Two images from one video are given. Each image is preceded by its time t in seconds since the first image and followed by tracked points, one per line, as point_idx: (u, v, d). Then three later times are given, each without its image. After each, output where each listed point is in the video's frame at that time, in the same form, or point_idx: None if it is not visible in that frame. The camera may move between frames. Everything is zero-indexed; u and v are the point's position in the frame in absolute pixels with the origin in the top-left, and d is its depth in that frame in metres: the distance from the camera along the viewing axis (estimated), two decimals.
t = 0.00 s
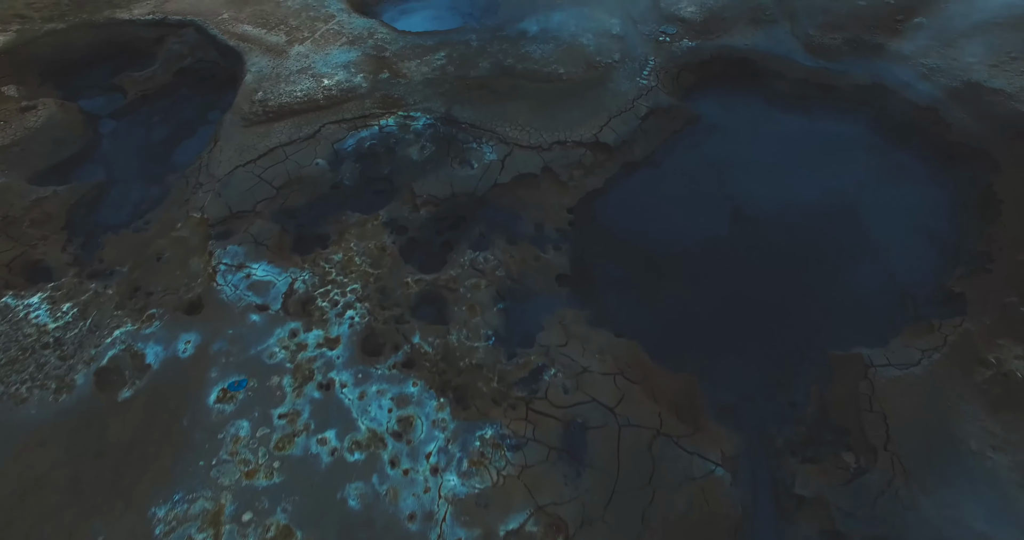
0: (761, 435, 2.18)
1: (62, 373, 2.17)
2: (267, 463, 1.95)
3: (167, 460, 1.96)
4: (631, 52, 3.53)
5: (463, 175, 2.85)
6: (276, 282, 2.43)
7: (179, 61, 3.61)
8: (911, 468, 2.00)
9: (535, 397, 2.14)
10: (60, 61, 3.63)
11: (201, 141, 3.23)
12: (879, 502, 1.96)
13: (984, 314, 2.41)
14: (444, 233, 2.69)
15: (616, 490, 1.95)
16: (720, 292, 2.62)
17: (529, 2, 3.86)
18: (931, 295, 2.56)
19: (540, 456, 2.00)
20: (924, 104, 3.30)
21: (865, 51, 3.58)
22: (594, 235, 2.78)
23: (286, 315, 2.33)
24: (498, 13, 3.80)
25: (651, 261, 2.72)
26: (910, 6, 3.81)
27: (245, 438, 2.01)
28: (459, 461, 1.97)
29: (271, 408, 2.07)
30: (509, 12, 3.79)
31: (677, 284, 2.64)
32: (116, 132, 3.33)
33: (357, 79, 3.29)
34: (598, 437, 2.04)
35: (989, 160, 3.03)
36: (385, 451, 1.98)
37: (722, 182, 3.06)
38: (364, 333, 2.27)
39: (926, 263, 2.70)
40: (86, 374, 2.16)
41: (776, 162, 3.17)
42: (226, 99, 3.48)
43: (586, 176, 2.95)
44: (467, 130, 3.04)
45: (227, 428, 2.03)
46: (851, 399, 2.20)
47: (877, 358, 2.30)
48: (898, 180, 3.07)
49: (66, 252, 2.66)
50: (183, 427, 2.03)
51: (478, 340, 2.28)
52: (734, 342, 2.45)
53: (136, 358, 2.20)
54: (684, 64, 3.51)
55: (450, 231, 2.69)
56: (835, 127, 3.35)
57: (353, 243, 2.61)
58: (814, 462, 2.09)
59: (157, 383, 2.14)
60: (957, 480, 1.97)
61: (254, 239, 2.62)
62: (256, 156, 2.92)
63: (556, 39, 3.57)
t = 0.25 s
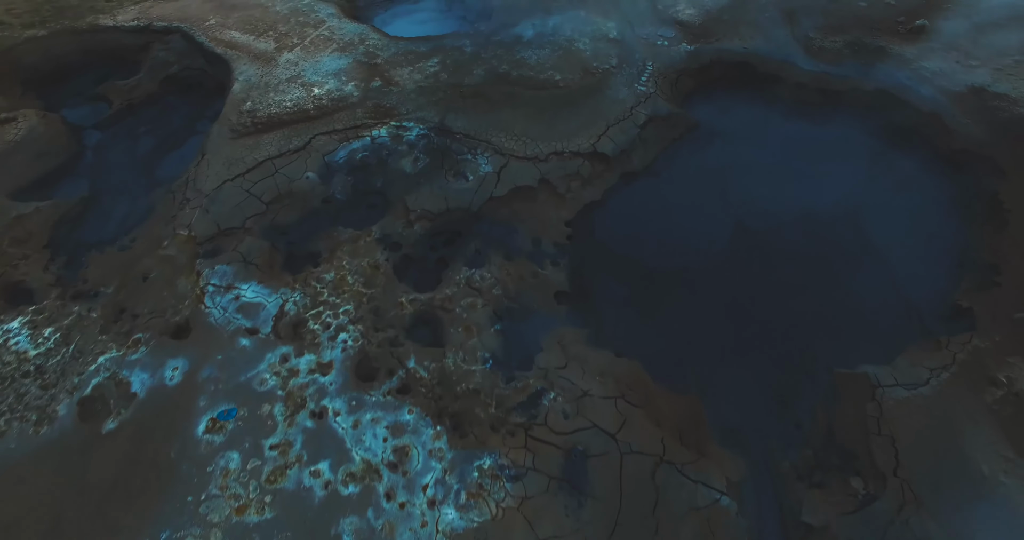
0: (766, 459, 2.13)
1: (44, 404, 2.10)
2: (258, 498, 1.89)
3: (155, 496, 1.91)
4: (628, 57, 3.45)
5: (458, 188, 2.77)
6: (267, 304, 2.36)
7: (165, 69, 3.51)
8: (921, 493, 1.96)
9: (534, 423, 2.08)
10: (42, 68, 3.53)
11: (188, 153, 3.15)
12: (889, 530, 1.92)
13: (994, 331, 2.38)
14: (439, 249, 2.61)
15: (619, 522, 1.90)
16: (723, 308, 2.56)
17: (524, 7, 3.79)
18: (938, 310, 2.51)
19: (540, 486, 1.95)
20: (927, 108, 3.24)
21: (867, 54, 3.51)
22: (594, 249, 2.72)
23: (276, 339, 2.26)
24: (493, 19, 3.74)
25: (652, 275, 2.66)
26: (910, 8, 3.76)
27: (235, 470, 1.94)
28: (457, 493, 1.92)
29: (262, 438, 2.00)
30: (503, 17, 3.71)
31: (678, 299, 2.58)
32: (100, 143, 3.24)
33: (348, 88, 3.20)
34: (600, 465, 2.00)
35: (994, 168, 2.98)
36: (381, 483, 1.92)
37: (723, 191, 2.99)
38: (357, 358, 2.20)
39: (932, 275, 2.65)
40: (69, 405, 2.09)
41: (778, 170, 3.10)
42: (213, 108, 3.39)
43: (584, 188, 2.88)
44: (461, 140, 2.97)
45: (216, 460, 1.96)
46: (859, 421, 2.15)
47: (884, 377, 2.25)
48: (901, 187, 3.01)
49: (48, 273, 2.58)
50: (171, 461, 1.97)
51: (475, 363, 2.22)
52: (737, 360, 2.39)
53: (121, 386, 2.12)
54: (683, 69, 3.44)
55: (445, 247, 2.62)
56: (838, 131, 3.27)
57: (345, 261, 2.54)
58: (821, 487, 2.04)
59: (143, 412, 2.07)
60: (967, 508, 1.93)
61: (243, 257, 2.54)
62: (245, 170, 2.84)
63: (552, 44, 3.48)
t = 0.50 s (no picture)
0: (773, 485, 2.08)
1: (26, 437, 2.04)
2: (250, 535, 1.83)
3: (142, 535, 1.84)
4: (627, 62, 3.37)
5: (454, 203, 2.70)
6: (257, 328, 2.29)
7: (151, 77, 3.41)
8: (932, 521, 1.93)
9: (535, 452, 2.03)
10: (24, 77, 3.43)
11: (176, 166, 3.06)
12: None
13: (1004, 349, 2.34)
14: (435, 266, 2.54)
15: None
16: (726, 325, 2.50)
17: (519, 10, 3.70)
18: (945, 326, 2.46)
19: (542, 518, 1.89)
20: (931, 114, 3.18)
21: (870, 58, 3.44)
22: (594, 264, 2.65)
23: (268, 365, 2.19)
24: (487, 23, 3.65)
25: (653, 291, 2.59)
26: (911, 11, 3.70)
27: (226, 506, 1.88)
28: (456, 527, 1.86)
29: (254, 471, 1.94)
30: (498, 21, 3.62)
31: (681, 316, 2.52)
32: (85, 156, 3.15)
33: (340, 97, 3.12)
34: (603, 496, 1.94)
35: (1001, 175, 2.92)
36: (377, 518, 1.86)
37: (725, 201, 2.92)
38: (351, 384, 2.14)
39: (939, 289, 2.59)
40: (49, 439, 2.03)
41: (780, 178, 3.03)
42: (201, 118, 3.30)
43: (583, 201, 2.81)
44: (456, 152, 2.89)
45: (206, 495, 1.90)
46: (868, 444, 2.12)
47: (893, 398, 2.21)
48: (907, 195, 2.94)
49: (31, 295, 2.51)
50: (158, 497, 1.90)
51: (473, 388, 2.16)
52: (742, 380, 2.33)
53: (106, 417, 2.06)
54: (682, 75, 3.36)
55: (441, 264, 2.55)
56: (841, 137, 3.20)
57: (338, 280, 2.46)
58: (828, 514, 2.01)
59: (130, 445, 2.01)
60: (981, 539, 1.89)
61: (233, 277, 2.46)
62: (234, 185, 2.76)
63: (548, 49, 3.40)
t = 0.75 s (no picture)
0: (780, 513, 2.03)
1: (7, 473, 1.97)
2: None
3: None
4: (626, 69, 3.29)
5: (450, 219, 2.63)
6: (248, 354, 2.21)
7: (139, 87, 3.32)
8: None
9: (536, 483, 1.99)
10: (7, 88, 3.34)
11: (163, 180, 2.97)
12: None
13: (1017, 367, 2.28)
14: (431, 286, 2.47)
15: None
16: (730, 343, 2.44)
17: (516, 14, 3.61)
18: (954, 343, 2.41)
19: None
20: (937, 120, 3.11)
21: (873, 62, 3.37)
22: (595, 281, 2.58)
23: (260, 393, 2.12)
24: (483, 29, 3.57)
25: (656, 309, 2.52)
26: (914, 15, 3.64)
27: None
28: None
29: (245, 507, 1.89)
30: (494, 27, 3.54)
31: (685, 334, 2.46)
32: (70, 170, 3.07)
33: (332, 108, 3.03)
34: (607, 529, 1.92)
35: (1009, 184, 2.85)
36: None
37: (728, 213, 2.85)
38: (346, 414, 2.09)
39: (947, 304, 2.53)
40: (29, 477, 1.95)
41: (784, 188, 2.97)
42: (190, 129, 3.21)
43: (583, 215, 2.74)
44: (452, 165, 2.81)
45: (198, 532, 1.85)
46: (879, 470, 2.07)
47: (903, 421, 2.16)
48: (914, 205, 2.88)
49: (14, 318, 2.43)
50: (147, 536, 1.85)
51: (472, 416, 2.10)
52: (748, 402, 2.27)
53: (91, 451, 1.99)
54: (683, 82, 3.29)
55: (437, 284, 2.48)
56: (845, 145, 3.13)
57: (332, 302, 2.39)
58: None
59: (117, 480, 1.95)
60: None
61: (223, 299, 2.39)
62: (223, 202, 2.68)
63: (545, 56, 3.31)
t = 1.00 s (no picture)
0: None
1: None
2: None
3: None
4: (626, 76, 3.22)
5: (446, 236, 2.56)
6: (239, 383, 2.15)
7: (126, 98, 3.24)
8: None
9: (538, 516, 1.94)
10: None
11: (151, 195, 2.89)
12: None
13: None
14: (428, 306, 2.41)
15: None
16: (736, 363, 2.38)
17: (512, 20, 3.53)
18: (964, 361, 2.36)
19: None
20: (942, 128, 3.06)
21: (877, 67, 3.31)
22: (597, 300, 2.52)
23: (253, 424, 2.06)
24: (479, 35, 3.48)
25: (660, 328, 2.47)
26: (918, 17, 3.57)
27: None
28: None
29: None
30: (490, 33, 3.46)
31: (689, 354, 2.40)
32: (55, 185, 2.98)
33: (324, 119, 2.95)
34: None
35: (1017, 194, 2.80)
36: None
37: (732, 226, 2.79)
38: (342, 445, 2.03)
39: (956, 320, 2.48)
40: (10, 517, 1.89)
41: (788, 199, 2.91)
42: (178, 141, 3.12)
43: (583, 230, 2.67)
44: (449, 179, 2.74)
45: None
46: (890, 498, 2.03)
47: (915, 446, 2.13)
48: (920, 216, 2.83)
49: None
50: None
51: (472, 446, 2.04)
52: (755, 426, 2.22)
53: (76, 488, 1.94)
54: (684, 90, 3.23)
55: (435, 305, 2.41)
56: (850, 155, 3.08)
57: (326, 325, 2.32)
58: None
59: (103, 519, 1.89)
60: None
61: (213, 324, 2.31)
62: (213, 220, 2.60)
63: (542, 63, 3.23)
